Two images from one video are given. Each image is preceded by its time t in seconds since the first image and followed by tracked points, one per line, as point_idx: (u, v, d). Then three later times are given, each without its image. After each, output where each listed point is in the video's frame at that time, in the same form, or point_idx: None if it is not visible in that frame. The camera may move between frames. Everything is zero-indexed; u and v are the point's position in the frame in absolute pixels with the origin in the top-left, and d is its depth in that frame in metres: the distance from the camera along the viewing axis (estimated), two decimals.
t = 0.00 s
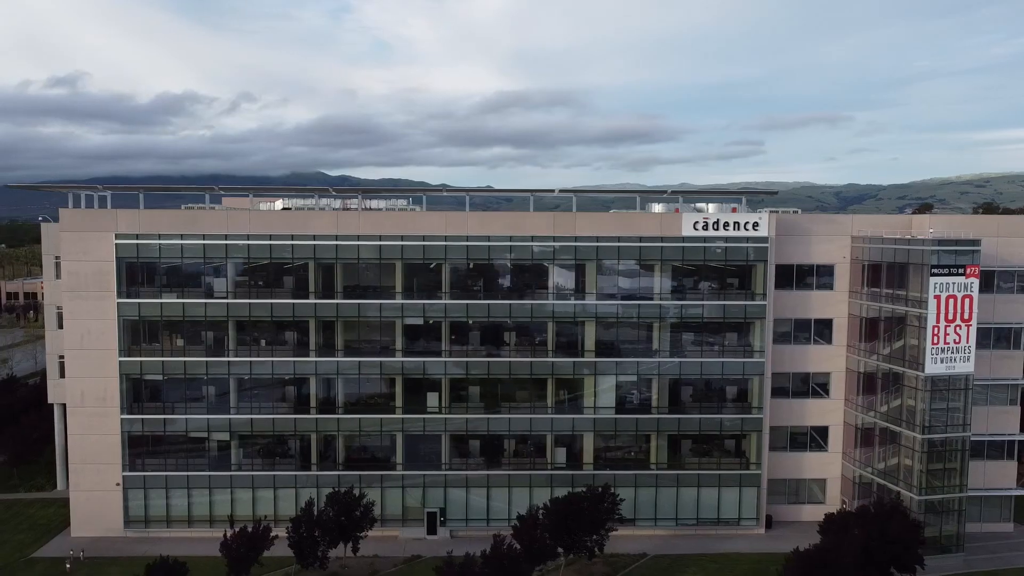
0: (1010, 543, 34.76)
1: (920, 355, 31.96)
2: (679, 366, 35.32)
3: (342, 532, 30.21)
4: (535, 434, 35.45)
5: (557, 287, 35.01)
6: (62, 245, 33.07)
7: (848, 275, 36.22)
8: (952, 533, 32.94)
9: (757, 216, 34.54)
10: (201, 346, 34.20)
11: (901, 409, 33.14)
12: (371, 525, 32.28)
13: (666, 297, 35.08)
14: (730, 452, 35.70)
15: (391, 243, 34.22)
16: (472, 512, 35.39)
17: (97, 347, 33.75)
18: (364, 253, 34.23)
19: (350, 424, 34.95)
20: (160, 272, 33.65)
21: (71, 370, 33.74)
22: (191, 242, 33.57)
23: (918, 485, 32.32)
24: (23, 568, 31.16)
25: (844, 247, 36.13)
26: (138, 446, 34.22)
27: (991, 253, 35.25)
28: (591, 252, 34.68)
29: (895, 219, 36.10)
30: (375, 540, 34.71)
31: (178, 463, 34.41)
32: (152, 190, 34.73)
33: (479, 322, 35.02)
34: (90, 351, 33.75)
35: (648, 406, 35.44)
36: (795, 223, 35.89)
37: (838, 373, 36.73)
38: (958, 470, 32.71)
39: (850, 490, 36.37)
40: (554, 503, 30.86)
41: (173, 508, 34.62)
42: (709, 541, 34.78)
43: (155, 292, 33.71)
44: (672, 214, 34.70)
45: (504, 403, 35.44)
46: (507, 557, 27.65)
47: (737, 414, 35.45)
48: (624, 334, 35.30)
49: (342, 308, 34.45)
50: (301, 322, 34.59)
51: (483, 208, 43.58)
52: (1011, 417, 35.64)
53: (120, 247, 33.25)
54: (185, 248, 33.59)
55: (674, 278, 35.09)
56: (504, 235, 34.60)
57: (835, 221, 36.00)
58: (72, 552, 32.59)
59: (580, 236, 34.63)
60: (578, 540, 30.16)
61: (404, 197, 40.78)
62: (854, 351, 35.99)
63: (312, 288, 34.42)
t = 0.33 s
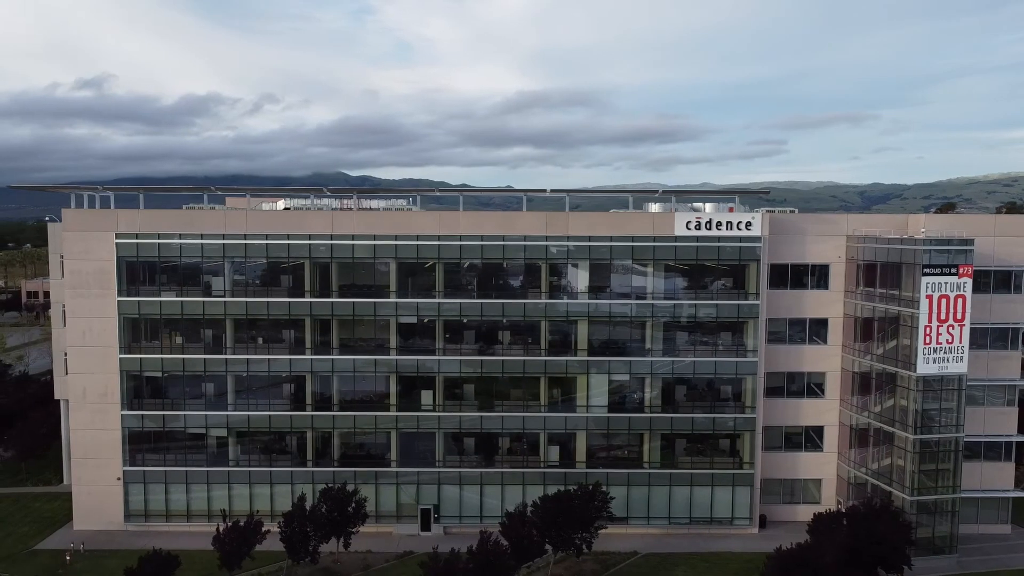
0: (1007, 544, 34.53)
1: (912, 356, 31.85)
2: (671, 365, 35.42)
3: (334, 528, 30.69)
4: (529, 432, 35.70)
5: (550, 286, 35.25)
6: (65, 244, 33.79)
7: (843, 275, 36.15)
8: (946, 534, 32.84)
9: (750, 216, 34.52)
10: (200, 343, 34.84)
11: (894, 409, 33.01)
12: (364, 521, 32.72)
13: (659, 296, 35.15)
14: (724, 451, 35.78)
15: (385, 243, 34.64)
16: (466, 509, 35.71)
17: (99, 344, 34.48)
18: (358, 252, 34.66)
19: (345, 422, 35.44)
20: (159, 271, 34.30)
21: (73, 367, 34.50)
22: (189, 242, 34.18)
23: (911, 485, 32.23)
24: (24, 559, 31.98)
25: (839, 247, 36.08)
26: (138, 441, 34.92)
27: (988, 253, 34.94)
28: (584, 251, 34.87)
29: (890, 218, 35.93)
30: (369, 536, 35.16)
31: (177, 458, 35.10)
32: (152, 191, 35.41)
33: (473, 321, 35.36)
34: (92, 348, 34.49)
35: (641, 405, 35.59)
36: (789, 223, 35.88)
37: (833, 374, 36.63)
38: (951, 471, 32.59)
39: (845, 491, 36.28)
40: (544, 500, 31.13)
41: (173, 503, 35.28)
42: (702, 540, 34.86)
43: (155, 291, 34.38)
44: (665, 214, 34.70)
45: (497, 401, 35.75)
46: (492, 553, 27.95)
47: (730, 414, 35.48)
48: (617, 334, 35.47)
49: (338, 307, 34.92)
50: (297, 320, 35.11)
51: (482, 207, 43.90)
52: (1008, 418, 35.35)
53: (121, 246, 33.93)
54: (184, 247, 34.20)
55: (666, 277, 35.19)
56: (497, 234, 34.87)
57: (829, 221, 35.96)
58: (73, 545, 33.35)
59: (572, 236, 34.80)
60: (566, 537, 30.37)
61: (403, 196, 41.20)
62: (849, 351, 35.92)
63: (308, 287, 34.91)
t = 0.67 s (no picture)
0: (1005, 547, 34.27)
1: (906, 356, 31.74)
2: (665, 364, 35.48)
3: (328, 523, 31.10)
4: (524, 431, 35.92)
5: (545, 285, 35.45)
6: (68, 243, 34.48)
7: (840, 275, 36.05)
8: (941, 535, 32.67)
9: (744, 216, 34.54)
10: (200, 341, 35.40)
11: (889, 410, 32.91)
12: (359, 518, 33.10)
13: (653, 296, 35.21)
14: (719, 451, 35.79)
15: (381, 242, 35.02)
16: (462, 507, 36.00)
17: (102, 342, 35.14)
18: (355, 252, 35.04)
19: (342, 420, 35.84)
20: (160, 270, 34.89)
21: (77, 364, 35.20)
22: (189, 241, 34.74)
23: (905, 486, 32.11)
24: (27, 552, 32.68)
25: (835, 247, 36.00)
26: (140, 437, 35.57)
27: (986, 252, 34.67)
28: (578, 251, 35.05)
29: (887, 218, 35.75)
30: (366, 533, 35.53)
31: (177, 454, 35.69)
32: (154, 191, 36.04)
33: (468, 320, 35.66)
34: (95, 346, 35.15)
35: (636, 404, 35.69)
36: (785, 223, 35.85)
37: (830, 374, 36.54)
38: (946, 472, 32.46)
39: (841, 491, 36.18)
40: (538, 497, 31.35)
41: (173, 498, 35.86)
42: (696, 539, 34.91)
43: (155, 290, 34.97)
44: (659, 214, 34.83)
45: (493, 400, 36.01)
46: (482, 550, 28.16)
47: (724, 414, 35.50)
48: (611, 333, 35.62)
49: (335, 306, 35.34)
50: (295, 319, 35.56)
51: (482, 207, 44.18)
52: (1007, 419, 35.06)
53: (123, 245, 34.58)
54: (184, 247, 34.77)
55: (661, 277, 35.27)
56: (492, 234, 35.11)
57: (826, 220, 35.89)
58: (75, 539, 34.02)
59: (566, 235, 34.98)
60: (558, 534, 30.51)
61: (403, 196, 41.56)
62: (845, 351, 35.80)
63: (305, 286, 35.35)
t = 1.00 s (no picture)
0: (1002, 549, 34.02)
1: (900, 356, 31.62)
2: (660, 364, 35.56)
3: (322, 519, 31.55)
4: (519, 429, 36.17)
5: (540, 285, 35.65)
6: (72, 243, 35.20)
7: (837, 275, 35.95)
8: (936, 537, 32.44)
9: (738, 216, 34.55)
10: (200, 340, 35.98)
11: (883, 410, 32.81)
12: (354, 514, 33.52)
13: (648, 296, 35.29)
14: (714, 450, 35.82)
15: (378, 242, 35.41)
16: (457, 504, 36.32)
17: (105, 340, 35.81)
18: (352, 252, 35.43)
19: (339, 417, 36.24)
20: (161, 269, 35.50)
21: (80, 361, 35.91)
22: (189, 241, 35.31)
23: (898, 487, 31.98)
24: (31, 545, 33.45)
25: (832, 247, 35.90)
26: (141, 433, 36.22)
27: (984, 252, 34.44)
28: (572, 251, 35.21)
29: (884, 217, 35.58)
30: (363, 529, 35.94)
31: (179, 451, 36.30)
32: (155, 192, 36.68)
33: (464, 319, 35.95)
34: (98, 343, 35.84)
35: (631, 403, 35.82)
36: (781, 223, 35.82)
37: (826, 374, 36.45)
38: (940, 474, 32.29)
39: (838, 492, 36.08)
40: (529, 495, 31.54)
41: (175, 494, 36.48)
42: (690, 539, 34.99)
43: (157, 288, 35.58)
44: (654, 214, 34.92)
45: (488, 398, 36.26)
46: (471, 546, 28.44)
47: (719, 414, 35.53)
48: (605, 332, 35.74)
49: (332, 305, 35.78)
50: (293, 317, 36.02)
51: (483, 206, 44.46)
52: (1005, 420, 34.78)
53: (125, 245, 35.23)
54: (184, 247, 35.37)
55: (656, 277, 35.33)
56: (487, 234, 35.37)
57: (822, 220, 35.81)
58: (78, 532, 34.70)
59: (561, 235, 35.16)
60: (549, 532, 30.69)
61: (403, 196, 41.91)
62: (842, 351, 35.71)
63: (304, 285, 35.81)
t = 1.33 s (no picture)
0: (999, 551, 33.69)
1: (893, 356, 31.48)
2: (654, 363, 35.66)
3: (317, 515, 32.03)
4: (514, 428, 36.45)
5: (535, 284, 35.88)
6: (77, 243, 36.04)
7: (833, 275, 35.84)
8: (930, 538, 32.21)
9: (732, 216, 34.56)
10: (201, 337, 36.65)
11: (877, 411, 32.70)
12: (349, 510, 33.99)
13: (642, 295, 35.42)
14: (709, 450, 35.84)
15: (374, 242, 35.82)
16: (452, 501, 36.67)
17: (108, 337, 36.57)
18: (349, 251, 35.88)
19: (336, 414, 36.72)
20: (163, 268, 36.20)
21: (85, 358, 36.72)
22: (189, 241, 35.97)
23: (889, 487, 31.85)
24: (36, 538, 34.27)
25: (828, 247, 35.80)
26: (144, 429, 36.95)
27: (981, 252, 34.21)
28: (566, 251, 35.40)
29: (881, 217, 35.41)
30: (359, 525, 36.38)
31: (180, 446, 36.96)
32: (158, 193, 37.39)
33: (460, 318, 36.26)
34: (102, 341, 36.61)
35: (625, 402, 35.96)
36: (776, 223, 35.77)
37: (822, 374, 36.35)
38: (934, 474, 32.15)
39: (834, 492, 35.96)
40: (522, 493, 31.84)
41: (176, 489, 37.16)
42: (683, 538, 35.03)
43: (158, 287, 36.28)
44: (647, 214, 35.01)
45: (483, 396, 36.52)
46: (459, 542, 28.75)
47: (714, 413, 35.56)
48: (599, 331, 35.91)
49: (329, 303, 36.26)
50: (292, 316, 36.56)
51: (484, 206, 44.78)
52: (1004, 422, 34.47)
53: (128, 245, 35.98)
54: (185, 246, 36.04)
55: (650, 276, 35.44)
56: (482, 234, 35.65)
57: (818, 220, 35.71)
58: (81, 525, 35.49)
59: (555, 235, 35.37)
60: (541, 531, 30.95)
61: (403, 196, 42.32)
62: (837, 351, 35.62)
63: (302, 284, 36.32)
